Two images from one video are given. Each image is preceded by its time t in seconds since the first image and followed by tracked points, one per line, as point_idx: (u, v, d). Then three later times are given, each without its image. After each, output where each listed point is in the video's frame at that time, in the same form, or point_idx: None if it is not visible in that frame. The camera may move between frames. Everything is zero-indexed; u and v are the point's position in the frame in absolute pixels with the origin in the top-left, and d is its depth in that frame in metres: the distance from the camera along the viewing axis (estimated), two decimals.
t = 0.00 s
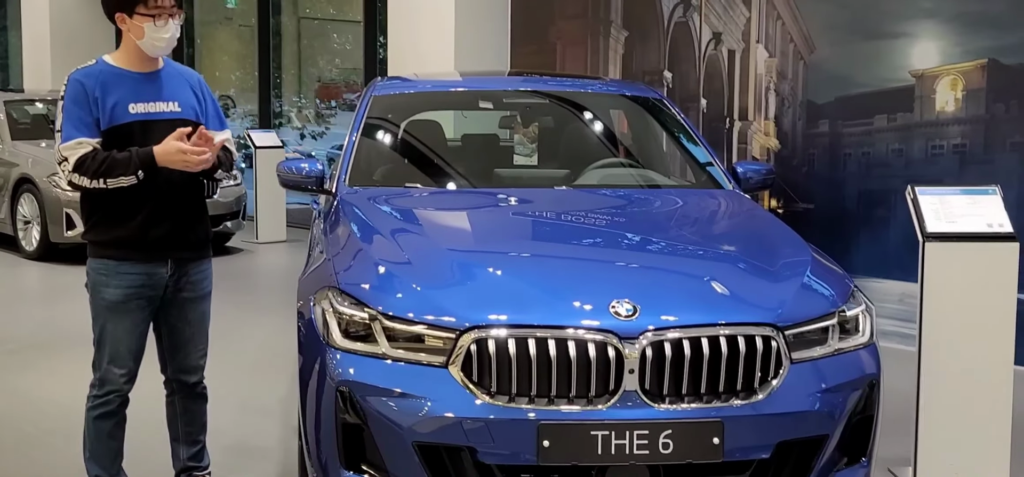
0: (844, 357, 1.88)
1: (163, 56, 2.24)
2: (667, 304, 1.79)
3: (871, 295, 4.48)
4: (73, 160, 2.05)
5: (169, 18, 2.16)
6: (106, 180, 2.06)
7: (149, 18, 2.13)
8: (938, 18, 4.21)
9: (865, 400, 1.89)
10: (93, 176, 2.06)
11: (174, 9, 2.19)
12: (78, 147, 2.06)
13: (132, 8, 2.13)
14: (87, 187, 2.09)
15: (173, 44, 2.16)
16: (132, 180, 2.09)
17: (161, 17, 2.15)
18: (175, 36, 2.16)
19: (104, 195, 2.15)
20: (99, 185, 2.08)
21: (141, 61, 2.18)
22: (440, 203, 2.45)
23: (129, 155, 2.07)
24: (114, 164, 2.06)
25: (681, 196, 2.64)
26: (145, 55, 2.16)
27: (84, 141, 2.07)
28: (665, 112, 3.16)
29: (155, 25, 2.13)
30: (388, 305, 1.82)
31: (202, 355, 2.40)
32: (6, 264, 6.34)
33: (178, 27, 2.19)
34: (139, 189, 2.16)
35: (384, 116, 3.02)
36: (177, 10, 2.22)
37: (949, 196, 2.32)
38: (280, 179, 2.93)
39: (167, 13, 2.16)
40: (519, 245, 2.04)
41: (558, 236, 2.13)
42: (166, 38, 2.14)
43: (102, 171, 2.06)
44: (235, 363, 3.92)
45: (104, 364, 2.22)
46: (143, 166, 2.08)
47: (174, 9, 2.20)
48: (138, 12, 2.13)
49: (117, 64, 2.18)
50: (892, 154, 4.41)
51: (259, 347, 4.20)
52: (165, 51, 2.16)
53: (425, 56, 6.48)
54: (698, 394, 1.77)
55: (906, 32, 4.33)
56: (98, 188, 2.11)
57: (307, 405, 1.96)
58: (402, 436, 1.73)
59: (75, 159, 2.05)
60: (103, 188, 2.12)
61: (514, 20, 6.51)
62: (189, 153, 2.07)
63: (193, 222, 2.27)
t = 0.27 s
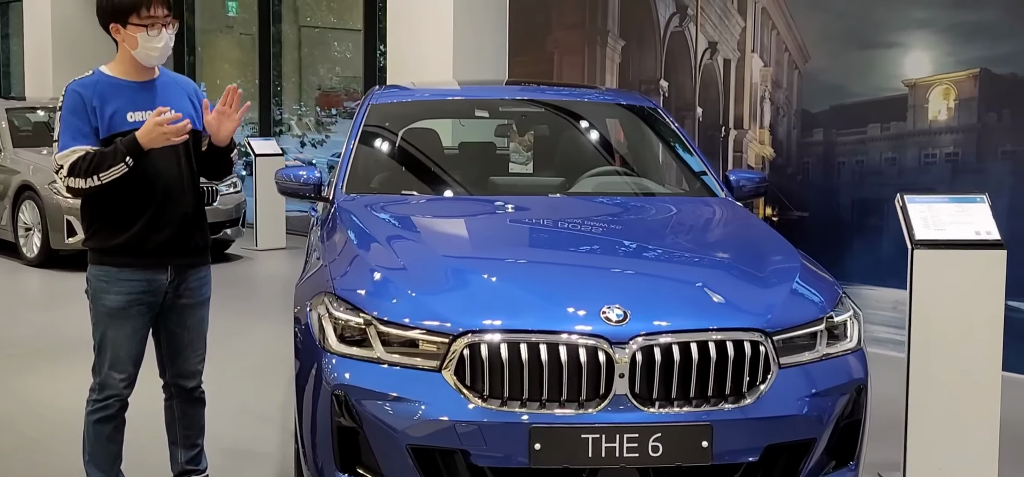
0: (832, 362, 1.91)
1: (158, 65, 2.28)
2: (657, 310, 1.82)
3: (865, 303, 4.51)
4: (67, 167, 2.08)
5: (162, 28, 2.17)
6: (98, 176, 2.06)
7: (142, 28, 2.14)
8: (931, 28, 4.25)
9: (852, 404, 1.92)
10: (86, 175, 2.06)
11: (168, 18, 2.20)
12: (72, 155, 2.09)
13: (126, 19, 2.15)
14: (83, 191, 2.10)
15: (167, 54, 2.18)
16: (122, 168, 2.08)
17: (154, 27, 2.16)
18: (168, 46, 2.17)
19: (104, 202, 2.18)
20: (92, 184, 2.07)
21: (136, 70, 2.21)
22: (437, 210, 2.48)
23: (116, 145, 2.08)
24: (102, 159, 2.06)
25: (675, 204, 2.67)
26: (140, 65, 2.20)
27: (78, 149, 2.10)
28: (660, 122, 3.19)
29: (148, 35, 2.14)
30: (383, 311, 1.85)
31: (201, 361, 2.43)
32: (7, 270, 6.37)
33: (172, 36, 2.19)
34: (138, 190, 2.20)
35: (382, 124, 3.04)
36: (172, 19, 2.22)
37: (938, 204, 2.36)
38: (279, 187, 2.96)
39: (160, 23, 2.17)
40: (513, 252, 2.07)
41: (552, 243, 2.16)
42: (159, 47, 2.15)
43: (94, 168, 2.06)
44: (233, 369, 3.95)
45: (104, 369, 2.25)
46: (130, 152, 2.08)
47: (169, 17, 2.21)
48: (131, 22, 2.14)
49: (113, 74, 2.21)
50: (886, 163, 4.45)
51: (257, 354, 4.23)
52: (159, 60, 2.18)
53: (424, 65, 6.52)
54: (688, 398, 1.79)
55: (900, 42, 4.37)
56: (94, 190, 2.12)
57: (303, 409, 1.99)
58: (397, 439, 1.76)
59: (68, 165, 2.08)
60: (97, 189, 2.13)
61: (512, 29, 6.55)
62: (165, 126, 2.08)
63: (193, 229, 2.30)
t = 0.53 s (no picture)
0: (821, 357, 1.94)
1: (158, 67, 2.32)
2: (649, 306, 1.85)
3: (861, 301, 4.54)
4: (77, 162, 2.12)
5: (159, 29, 2.20)
6: (106, 174, 2.11)
7: (138, 29, 2.18)
8: (926, 28, 4.28)
9: (841, 399, 1.96)
10: (94, 173, 2.11)
11: (165, 20, 2.24)
12: (80, 152, 2.13)
13: (123, 21, 2.19)
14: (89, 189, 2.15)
15: (163, 55, 2.21)
16: (132, 164, 2.13)
17: (150, 29, 2.19)
18: (164, 47, 2.21)
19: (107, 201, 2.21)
20: (100, 180, 2.12)
21: (136, 71, 2.25)
22: (435, 209, 2.52)
23: (127, 144, 2.13)
24: (110, 155, 2.11)
25: (671, 203, 2.70)
26: (140, 66, 2.24)
27: (84, 147, 2.14)
28: (658, 123, 3.20)
29: (144, 37, 2.18)
30: (379, 307, 1.89)
31: (202, 357, 2.47)
32: (11, 270, 6.42)
33: (168, 38, 2.23)
34: (139, 191, 2.24)
35: (381, 124, 3.08)
36: (169, 21, 2.26)
37: (927, 202, 2.50)
38: (279, 186, 3.00)
39: (156, 25, 2.21)
40: (509, 250, 2.10)
41: (547, 241, 2.19)
42: (155, 48, 2.19)
43: (102, 166, 2.11)
44: (234, 367, 3.99)
45: (107, 365, 2.29)
46: (139, 150, 2.13)
47: (165, 20, 2.24)
48: (127, 25, 2.18)
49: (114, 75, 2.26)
50: (881, 162, 4.48)
51: (257, 352, 4.27)
52: (155, 61, 2.21)
53: (424, 66, 6.56)
54: (678, 393, 1.83)
55: (895, 42, 4.39)
56: (103, 187, 2.16)
57: (302, 404, 2.03)
58: (393, 433, 1.80)
59: (76, 163, 2.12)
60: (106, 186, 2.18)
61: (512, 29, 6.59)
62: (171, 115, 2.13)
63: (194, 228, 2.34)
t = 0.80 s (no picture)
0: (816, 352, 1.97)
1: (162, 66, 2.34)
2: (646, 301, 1.88)
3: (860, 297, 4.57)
4: (84, 166, 2.15)
5: (160, 29, 2.23)
6: (115, 186, 2.16)
7: (139, 30, 2.21)
8: (923, 26, 4.30)
9: (836, 393, 1.98)
10: (104, 182, 2.15)
11: (167, 20, 2.26)
12: (88, 153, 2.16)
13: (125, 22, 2.23)
14: (98, 193, 2.19)
15: (164, 55, 2.24)
16: (139, 186, 2.17)
17: (151, 29, 2.22)
18: (165, 47, 2.24)
19: (112, 200, 2.24)
20: (108, 190, 2.17)
21: (139, 71, 2.27)
22: (436, 207, 2.55)
23: (139, 162, 2.17)
24: (123, 170, 2.15)
25: (670, 200, 2.73)
26: (143, 65, 2.26)
27: (93, 147, 2.17)
28: (655, 121, 3.24)
29: (145, 37, 2.21)
30: (381, 303, 1.92)
31: (206, 352, 2.49)
32: (14, 269, 6.46)
33: (170, 38, 2.26)
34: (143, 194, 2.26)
35: (382, 122, 3.11)
36: (171, 21, 2.29)
37: (923, 199, 2.57)
38: (281, 184, 3.02)
39: (157, 25, 2.24)
40: (508, 246, 2.13)
41: (546, 238, 2.22)
42: (156, 49, 2.22)
43: (112, 177, 2.15)
44: (237, 365, 4.02)
45: (113, 360, 2.31)
46: (150, 174, 2.17)
47: (167, 20, 2.27)
48: (128, 25, 2.22)
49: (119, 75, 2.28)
50: (879, 160, 4.50)
51: (260, 349, 4.30)
52: (157, 61, 2.24)
53: (425, 65, 6.59)
54: (675, 386, 1.85)
55: (893, 41, 4.42)
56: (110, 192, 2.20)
57: (304, 399, 2.05)
58: (394, 427, 1.82)
59: (85, 165, 2.15)
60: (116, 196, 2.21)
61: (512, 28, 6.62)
62: (198, 159, 2.18)
63: (198, 225, 2.36)
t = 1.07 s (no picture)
0: (818, 349, 1.99)
1: (174, 68, 2.36)
2: (650, 299, 1.90)
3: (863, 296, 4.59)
4: (93, 167, 2.18)
5: (168, 31, 2.26)
6: (122, 187, 2.19)
7: (148, 32, 2.25)
8: (925, 26, 4.31)
9: (838, 390, 2.01)
10: (111, 183, 2.19)
11: (176, 21, 2.29)
12: (97, 154, 2.19)
13: (135, 25, 2.26)
14: (106, 193, 2.22)
15: (174, 56, 2.27)
16: (146, 186, 2.20)
17: (159, 32, 2.25)
18: (174, 49, 2.27)
19: (121, 201, 2.27)
20: (116, 191, 2.20)
21: (150, 73, 2.30)
22: (441, 207, 2.57)
23: (146, 163, 2.20)
24: (130, 170, 2.19)
25: (673, 200, 2.75)
26: (154, 67, 2.28)
27: (102, 148, 2.20)
28: (658, 121, 3.26)
29: (154, 39, 2.24)
30: (388, 302, 1.94)
31: (214, 352, 2.52)
32: (21, 271, 6.50)
33: (179, 40, 2.28)
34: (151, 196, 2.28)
35: (387, 124, 3.14)
36: (180, 22, 2.31)
37: (923, 197, 2.59)
38: (286, 186, 3.05)
39: (165, 27, 2.26)
40: (513, 246, 2.16)
41: (551, 238, 2.24)
42: (165, 51, 2.25)
43: (119, 178, 2.19)
44: (244, 365, 4.05)
45: (123, 359, 2.34)
46: (156, 175, 2.20)
47: (176, 22, 2.30)
48: (138, 27, 2.25)
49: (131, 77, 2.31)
50: (881, 159, 4.51)
51: (265, 350, 4.33)
52: (166, 63, 2.27)
53: (428, 67, 6.61)
54: (679, 384, 1.87)
55: (895, 41, 4.43)
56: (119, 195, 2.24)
57: (312, 397, 2.08)
58: (401, 425, 1.85)
59: (93, 167, 2.18)
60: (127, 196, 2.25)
61: (515, 30, 6.64)
62: (205, 164, 2.20)
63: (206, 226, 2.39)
